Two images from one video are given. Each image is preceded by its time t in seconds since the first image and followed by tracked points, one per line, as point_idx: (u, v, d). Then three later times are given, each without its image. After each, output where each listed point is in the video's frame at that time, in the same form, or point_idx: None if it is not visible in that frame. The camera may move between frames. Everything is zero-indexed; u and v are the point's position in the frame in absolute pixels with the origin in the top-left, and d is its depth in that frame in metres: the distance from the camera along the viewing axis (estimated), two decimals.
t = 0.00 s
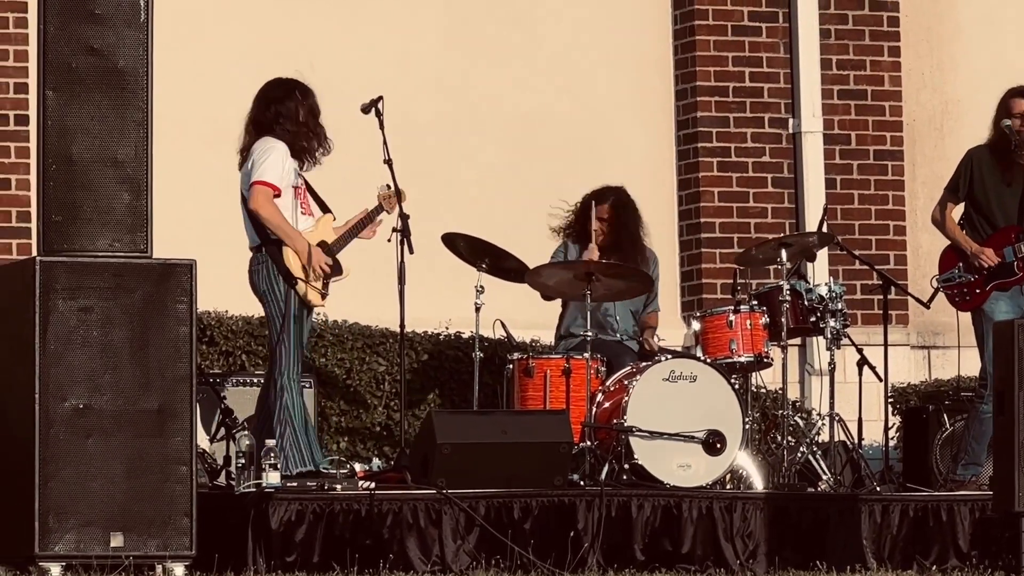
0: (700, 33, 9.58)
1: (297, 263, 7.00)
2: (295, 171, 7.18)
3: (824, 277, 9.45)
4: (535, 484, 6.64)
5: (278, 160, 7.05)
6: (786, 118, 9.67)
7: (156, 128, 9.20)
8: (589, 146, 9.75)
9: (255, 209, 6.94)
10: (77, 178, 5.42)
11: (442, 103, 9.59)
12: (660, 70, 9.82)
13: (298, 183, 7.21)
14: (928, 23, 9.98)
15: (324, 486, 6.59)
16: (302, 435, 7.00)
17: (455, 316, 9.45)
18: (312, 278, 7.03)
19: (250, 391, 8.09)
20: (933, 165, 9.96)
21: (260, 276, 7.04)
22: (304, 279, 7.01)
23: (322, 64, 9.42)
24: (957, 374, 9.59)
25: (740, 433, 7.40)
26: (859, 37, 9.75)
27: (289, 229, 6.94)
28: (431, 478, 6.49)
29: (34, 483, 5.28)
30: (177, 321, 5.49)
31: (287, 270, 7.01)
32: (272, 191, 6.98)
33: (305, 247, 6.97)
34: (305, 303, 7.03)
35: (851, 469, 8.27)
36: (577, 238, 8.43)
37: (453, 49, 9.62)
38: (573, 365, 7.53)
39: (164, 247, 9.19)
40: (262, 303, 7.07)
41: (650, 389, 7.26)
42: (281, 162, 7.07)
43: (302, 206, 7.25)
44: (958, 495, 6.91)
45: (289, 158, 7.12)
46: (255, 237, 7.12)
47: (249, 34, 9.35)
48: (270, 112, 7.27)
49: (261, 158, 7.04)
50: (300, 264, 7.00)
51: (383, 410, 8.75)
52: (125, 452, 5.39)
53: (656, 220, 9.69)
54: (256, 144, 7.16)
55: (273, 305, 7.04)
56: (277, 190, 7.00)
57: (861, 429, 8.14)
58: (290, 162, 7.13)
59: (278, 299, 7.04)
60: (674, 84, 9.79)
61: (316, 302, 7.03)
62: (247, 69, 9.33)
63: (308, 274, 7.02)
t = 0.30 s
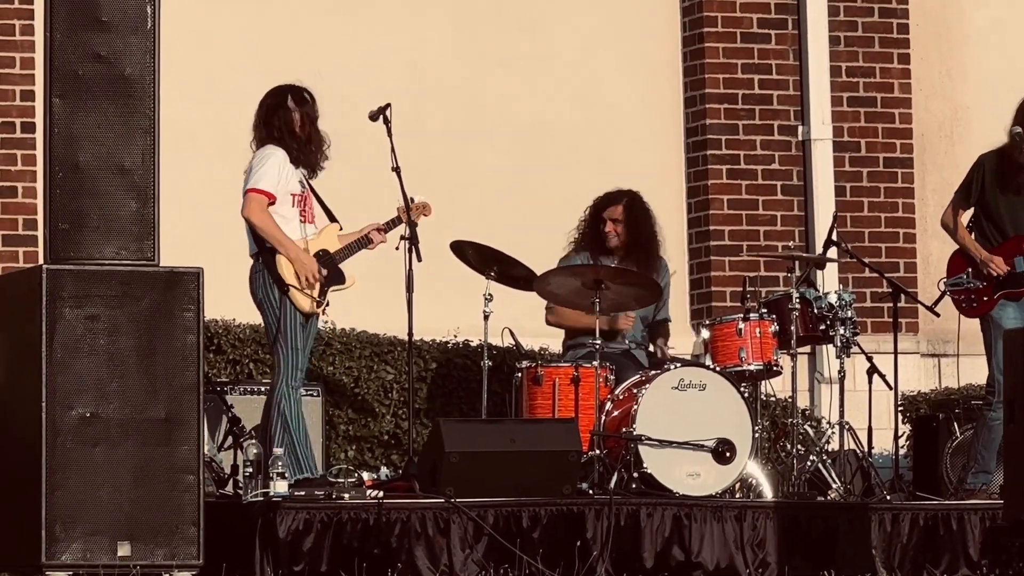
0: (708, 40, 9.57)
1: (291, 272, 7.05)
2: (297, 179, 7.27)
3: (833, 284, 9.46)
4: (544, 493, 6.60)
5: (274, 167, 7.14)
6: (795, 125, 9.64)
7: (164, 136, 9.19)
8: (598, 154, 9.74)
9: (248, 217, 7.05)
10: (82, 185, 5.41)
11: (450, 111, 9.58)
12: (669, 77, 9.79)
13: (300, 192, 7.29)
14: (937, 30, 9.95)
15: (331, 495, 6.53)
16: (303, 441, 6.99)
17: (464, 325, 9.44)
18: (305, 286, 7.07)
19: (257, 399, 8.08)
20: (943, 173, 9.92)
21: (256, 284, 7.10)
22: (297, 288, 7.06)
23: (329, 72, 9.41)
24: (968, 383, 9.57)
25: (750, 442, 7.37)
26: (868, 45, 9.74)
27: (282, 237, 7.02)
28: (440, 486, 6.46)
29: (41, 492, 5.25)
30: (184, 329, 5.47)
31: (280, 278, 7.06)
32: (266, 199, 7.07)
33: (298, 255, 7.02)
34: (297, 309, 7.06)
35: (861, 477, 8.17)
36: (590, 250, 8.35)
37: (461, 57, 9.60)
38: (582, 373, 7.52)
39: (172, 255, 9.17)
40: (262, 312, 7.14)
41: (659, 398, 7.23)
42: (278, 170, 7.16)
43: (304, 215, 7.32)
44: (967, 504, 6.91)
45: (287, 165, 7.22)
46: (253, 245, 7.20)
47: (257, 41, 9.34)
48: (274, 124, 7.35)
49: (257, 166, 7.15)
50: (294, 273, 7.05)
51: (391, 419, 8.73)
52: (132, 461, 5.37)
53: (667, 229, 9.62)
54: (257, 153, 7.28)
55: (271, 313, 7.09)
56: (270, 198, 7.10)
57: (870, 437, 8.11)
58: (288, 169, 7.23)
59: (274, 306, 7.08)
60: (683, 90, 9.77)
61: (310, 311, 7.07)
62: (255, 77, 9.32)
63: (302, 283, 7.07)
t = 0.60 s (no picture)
0: (714, 47, 9.56)
1: (308, 283, 7.03)
2: (314, 187, 7.26)
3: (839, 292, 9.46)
4: (549, 500, 6.58)
5: (291, 176, 7.13)
6: (800, 133, 9.65)
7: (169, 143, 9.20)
8: (603, 161, 9.75)
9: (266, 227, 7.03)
10: (87, 193, 5.42)
11: (456, 119, 9.58)
12: (675, 84, 9.82)
13: (317, 200, 7.28)
14: (942, 38, 9.95)
15: (337, 502, 6.52)
16: (310, 453, 7.04)
17: (469, 332, 9.45)
18: (321, 297, 7.06)
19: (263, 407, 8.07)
20: (949, 179, 9.95)
21: (271, 291, 7.14)
22: (314, 298, 7.05)
23: (335, 79, 9.42)
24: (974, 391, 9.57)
25: (755, 449, 7.36)
26: (874, 52, 9.73)
27: (301, 248, 6.97)
28: (444, 494, 6.43)
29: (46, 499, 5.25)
30: (190, 336, 5.47)
31: (297, 289, 7.06)
32: (284, 210, 7.05)
33: (316, 267, 7.00)
34: (312, 318, 7.08)
35: (865, 483, 8.30)
36: (589, 259, 8.39)
37: (467, 64, 9.61)
38: (587, 381, 7.50)
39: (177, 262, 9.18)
40: (276, 319, 7.16)
41: (664, 405, 7.23)
42: (296, 180, 7.15)
43: (322, 223, 7.30)
44: (972, 512, 6.89)
45: (305, 174, 7.20)
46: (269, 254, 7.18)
47: (262, 48, 9.34)
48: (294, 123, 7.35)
49: (276, 175, 7.14)
50: (311, 284, 7.03)
51: (396, 426, 8.73)
52: (138, 468, 5.37)
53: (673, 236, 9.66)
54: (275, 160, 7.26)
55: (285, 321, 7.12)
56: (288, 208, 7.08)
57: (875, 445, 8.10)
58: (306, 178, 7.21)
59: (289, 315, 7.11)
60: (689, 98, 9.79)
61: (325, 321, 7.10)
62: (261, 84, 9.33)
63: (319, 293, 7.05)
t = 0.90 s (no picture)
0: (713, 53, 9.58)
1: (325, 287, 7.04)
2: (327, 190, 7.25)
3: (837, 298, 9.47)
4: (547, 506, 6.60)
5: (307, 182, 7.11)
6: (799, 139, 9.66)
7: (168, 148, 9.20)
8: (602, 166, 9.74)
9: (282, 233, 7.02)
10: (86, 198, 5.42)
11: (454, 123, 9.59)
12: (673, 88, 9.80)
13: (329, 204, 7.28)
14: (941, 44, 9.96)
15: (335, 508, 6.52)
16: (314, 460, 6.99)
17: (467, 337, 9.45)
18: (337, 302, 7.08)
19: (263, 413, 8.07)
20: (948, 186, 9.94)
21: (285, 296, 7.14)
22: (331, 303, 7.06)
23: (334, 84, 9.43)
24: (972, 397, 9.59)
25: (753, 455, 7.39)
26: (872, 58, 9.76)
27: (318, 254, 6.99)
28: (442, 500, 6.46)
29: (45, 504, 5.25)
30: (188, 342, 5.47)
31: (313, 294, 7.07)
32: (300, 215, 7.04)
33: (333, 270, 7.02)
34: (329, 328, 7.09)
35: (863, 490, 8.35)
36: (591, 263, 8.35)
37: (466, 69, 9.61)
38: (585, 387, 7.51)
39: (176, 267, 9.18)
40: (290, 324, 7.16)
41: (663, 410, 7.22)
42: (312, 185, 7.13)
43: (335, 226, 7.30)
44: (970, 518, 6.90)
45: (320, 178, 7.18)
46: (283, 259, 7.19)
47: (261, 53, 9.35)
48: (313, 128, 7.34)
49: (291, 180, 7.11)
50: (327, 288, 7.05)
51: (395, 432, 8.72)
52: (137, 474, 5.37)
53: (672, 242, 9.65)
54: (287, 164, 7.23)
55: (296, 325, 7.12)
56: (304, 213, 7.07)
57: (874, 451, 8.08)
58: (320, 182, 7.19)
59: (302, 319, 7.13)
60: (688, 104, 9.79)
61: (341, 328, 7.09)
62: (259, 89, 9.34)
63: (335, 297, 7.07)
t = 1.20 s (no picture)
0: (703, 56, 9.59)
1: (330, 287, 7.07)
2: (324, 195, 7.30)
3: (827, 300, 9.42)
4: (537, 508, 6.61)
5: (304, 184, 7.12)
6: (790, 142, 9.67)
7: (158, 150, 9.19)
8: (593, 169, 9.75)
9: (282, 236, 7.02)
10: (76, 200, 5.41)
11: (445, 125, 9.59)
12: (663, 91, 9.82)
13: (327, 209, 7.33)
14: (931, 48, 9.98)
15: (325, 510, 6.53)
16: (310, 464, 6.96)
17: (457, 340, 9.45)
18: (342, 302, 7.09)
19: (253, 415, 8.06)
20: (938, 189, 9.96)
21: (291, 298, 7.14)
22: (335, 303, 7.07)
23: (324, 86, 9.43)
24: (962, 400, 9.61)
25: (744, 459, 7.38)
26: (863, 61, 9.78)
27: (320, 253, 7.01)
28: (432, 502, 6.44)
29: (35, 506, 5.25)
30: (178, 344, 5.47)
31: (318, 296, 7.08)
32: (297, 217, 7.03)
33: (337, 268, 7.05)
34: (336, 331, 7.09)
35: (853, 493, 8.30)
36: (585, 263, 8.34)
37: (457, 71, 9.62)
38: (575, 390, 7.51)
39: (166, 268, 9.17)
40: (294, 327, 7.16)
41: (653, 412, 7.22)
42: (308, 188, 7.14)
43: (332, 231, 7.35)
44: (960, 521, 6.88)
45: (316, 181, 7.20)
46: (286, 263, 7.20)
47: (252, 55, 9.35)
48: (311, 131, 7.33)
49: (288, 184, 7.12)
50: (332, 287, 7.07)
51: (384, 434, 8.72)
52: (126, 477, 5.37)
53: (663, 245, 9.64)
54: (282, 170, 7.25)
55: (301, 328, 7.12)
56: (302, 215, 7.06)
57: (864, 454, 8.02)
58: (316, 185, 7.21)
59: (307, 322, 7.12)
60: (678, 107, 9.80)
61: (347, 328, 7.10)
62: (250, 91, 9.33)
63: (339, 297, 7.09)
